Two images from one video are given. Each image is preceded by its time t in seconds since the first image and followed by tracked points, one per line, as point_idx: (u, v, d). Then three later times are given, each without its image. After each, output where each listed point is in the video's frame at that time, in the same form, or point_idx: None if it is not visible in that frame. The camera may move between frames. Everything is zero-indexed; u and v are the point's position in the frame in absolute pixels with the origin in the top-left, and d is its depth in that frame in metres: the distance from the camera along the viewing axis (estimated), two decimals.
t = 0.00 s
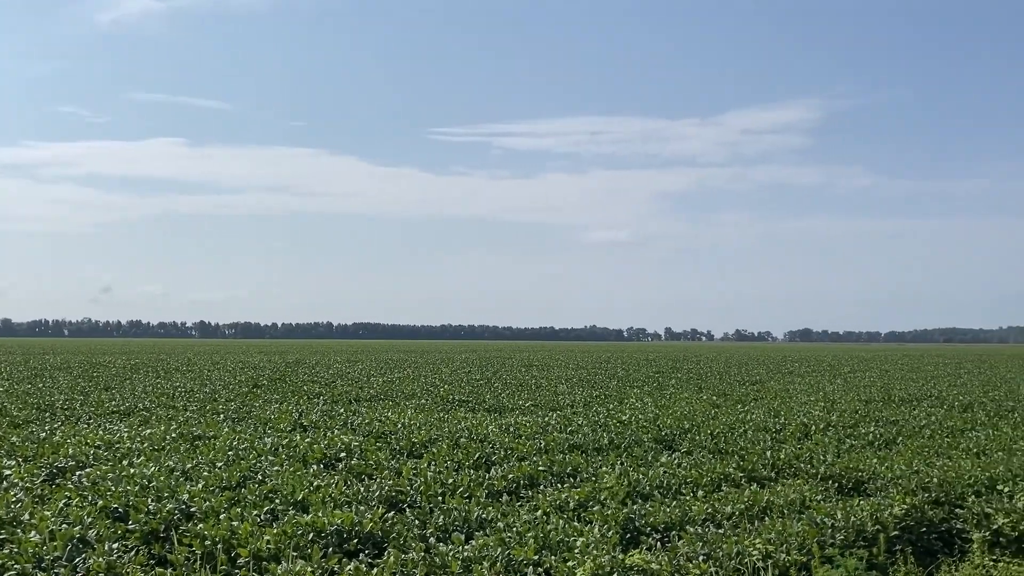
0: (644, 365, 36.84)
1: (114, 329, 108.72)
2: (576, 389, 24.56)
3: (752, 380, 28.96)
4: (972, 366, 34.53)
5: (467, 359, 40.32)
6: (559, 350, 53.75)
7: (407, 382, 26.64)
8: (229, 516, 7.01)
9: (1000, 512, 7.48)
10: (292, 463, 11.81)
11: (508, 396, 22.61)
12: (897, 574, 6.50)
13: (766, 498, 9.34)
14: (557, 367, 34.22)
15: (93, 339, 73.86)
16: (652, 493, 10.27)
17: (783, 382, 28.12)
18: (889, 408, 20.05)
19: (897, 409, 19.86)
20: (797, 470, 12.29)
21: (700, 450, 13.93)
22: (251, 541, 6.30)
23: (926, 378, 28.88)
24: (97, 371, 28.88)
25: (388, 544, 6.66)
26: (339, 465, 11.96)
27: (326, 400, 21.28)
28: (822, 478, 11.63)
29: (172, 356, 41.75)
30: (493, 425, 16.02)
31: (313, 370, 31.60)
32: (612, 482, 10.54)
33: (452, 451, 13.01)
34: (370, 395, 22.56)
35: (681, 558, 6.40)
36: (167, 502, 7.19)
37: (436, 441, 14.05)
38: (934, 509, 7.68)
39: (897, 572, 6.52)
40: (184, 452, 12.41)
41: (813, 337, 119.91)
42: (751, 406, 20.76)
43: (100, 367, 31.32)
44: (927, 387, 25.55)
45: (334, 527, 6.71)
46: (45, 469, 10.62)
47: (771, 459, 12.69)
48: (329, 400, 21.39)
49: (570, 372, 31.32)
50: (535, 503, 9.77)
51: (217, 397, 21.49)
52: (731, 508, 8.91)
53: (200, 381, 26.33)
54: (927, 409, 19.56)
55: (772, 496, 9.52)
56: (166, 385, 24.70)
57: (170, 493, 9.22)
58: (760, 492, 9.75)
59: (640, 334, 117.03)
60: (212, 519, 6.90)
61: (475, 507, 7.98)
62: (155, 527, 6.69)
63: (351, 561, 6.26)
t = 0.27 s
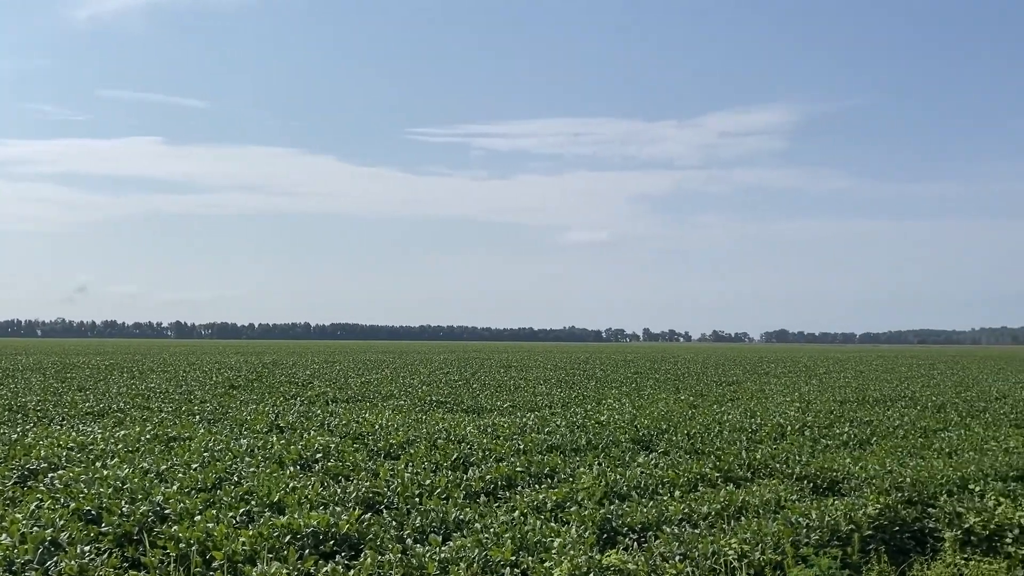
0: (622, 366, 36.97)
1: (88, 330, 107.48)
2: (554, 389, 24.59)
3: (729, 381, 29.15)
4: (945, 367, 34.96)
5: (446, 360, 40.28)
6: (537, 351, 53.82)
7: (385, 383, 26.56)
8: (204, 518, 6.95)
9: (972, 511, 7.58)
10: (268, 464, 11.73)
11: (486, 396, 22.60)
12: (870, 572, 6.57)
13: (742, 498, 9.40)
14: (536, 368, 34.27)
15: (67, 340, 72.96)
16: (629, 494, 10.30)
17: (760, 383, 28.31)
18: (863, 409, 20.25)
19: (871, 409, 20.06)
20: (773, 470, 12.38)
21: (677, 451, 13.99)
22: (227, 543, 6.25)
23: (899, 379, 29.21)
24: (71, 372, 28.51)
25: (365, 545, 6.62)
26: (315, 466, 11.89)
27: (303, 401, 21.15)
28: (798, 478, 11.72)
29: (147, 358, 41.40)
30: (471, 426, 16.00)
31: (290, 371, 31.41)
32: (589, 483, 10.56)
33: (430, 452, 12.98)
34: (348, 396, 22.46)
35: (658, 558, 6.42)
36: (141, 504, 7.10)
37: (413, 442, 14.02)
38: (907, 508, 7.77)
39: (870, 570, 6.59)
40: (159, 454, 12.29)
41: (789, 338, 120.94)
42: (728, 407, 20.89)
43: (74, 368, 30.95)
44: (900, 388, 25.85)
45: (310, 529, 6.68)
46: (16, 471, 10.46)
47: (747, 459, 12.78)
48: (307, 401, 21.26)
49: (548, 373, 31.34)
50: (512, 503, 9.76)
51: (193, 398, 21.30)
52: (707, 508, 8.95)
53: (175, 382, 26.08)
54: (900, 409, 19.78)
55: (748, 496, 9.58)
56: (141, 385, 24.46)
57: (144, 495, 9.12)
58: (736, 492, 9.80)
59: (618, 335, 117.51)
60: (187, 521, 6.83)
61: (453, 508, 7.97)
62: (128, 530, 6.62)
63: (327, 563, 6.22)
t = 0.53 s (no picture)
0: (600, 367, 37.08)
1: (61, 330, 106.13)
2: (533, 390, 24.60)
3: (707, 381, 29.31)
4: (918, 368, 35.36)
5: (424, 361, 40.18)
6: (516, 351, 53.86)
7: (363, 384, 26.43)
8: (179, 520, 6.88)
9: (944, 510, 7.68)
10: (244, 465, 11.64)
11: (464, 397, 22.57)
12: (845, 571, 6.62)
13: (718, 498, 9.45)
14: (515, 368, 34.27)
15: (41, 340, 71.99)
16: (607, 494, 10.33)
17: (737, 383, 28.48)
18: (838, 409, 20.45)
19: (846, 410, 20.25)
20: (749, 470, 12.47)
21: (654, 451, 14.04)
22: (202, 545, 6.19)
23: (874, 380, 29.50)
24: (43, 373, 28.10)
25: (341, 547, 6.57)
26: (292, 468, 11.82)
27: (280, 402, 21.01)
28: (773, 478, 11.80)
29: (121, 358, 40.93)
30: (449, 427, 15.98)
31: (267, 372, 31.19)
32: (566, 483, 10.58)
33: (407, 453, 12.95)
34: (325, 397, 22.33)
35: (635, 558, 6.43)
36: (114, 506, 7.03)
37: (391, 443, 13.97)
38: (881, 508, 7.85)
39: (844, 569, 6.65)
40: (132, 455, 12.16)
41: (766, 339, 121.81)
42: (705, 407, 21.01)
43: (46, 369, 30.55)
44: (874, 388, 26.11)
45: (286, 531, 6.63)
46: None
47: (723, 459, 12.85)
48: (284, 402, 21.12)
49: (527, 374, 31.36)
50: (490, 504, 9.75)
51: (167, 399, 21.08)
52: (684, 508, 8.99)
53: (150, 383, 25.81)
54: (874, 410, 19.99)
55: (724, 496, 9.64)
56: (115, 386, 24.17)
57: (117, 497, 9.02)
58: (712, 492, 9.85)
59: (597, 336, 117.79)
60: (161, 523, 6.77)
61: (430, 509, 7.95)
62: (101, 532, 6.54)
63: (303, 565, 6.18)
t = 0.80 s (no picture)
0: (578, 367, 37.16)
1: (34, 330, 104.77)
2: (511, 390, 24.60)
3: (685, 382, 29.45)
4: (892, 368, 35.74)
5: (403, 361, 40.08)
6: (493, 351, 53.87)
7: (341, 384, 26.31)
8: (153, 522, 6.80)
9: (917, 509, 7.75)
10: (219, 467, 11.53)
11: (442, 398, 22.50)
12: (819, 569, 6.67)
13: (695, 498, 9.49)
14: (493, 369, 34.26)
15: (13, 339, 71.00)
16: (584, 494, 10.35)
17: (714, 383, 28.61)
18: (814, 409, 20.61)
19: (821, 410, 20.43)
20: (725, 469, 12.54)
21: (631, 451, 14.08)
22: (176, 547, 6.11)
23: (848, 380, 29.78)
24: (15, 373, 27.70)
25: (317, 548, 6.52)
26: (268, 469, 11.73)
27: (257, 402, 20.86)
28: (749, 478, 11.87)
29: (94, 358, 40.48)
30: (427, 427, 15.93)
31: (244, 372, 30.95)
32: (544, 483, 10.58)
33: (384, 454, 12.89)
34: (302, 398, 22.20)
35: (612, 558, 6.43)
36: (87, 507, 6.94)
37: (368, 443, 13.90)
38: (855, 506, 7.91)
39: (819, 568, 6.69)
40: (105, 456, 12.01)
41: (744, 339, 122.61)
42: (683, 407, 21.11)
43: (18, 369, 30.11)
44: (849, 389, 26.36)
45: (261, 532, 6.56)
46: None
47: (700, 459, 12.90)
48: (261, 402, 20.97)
49: (505, 374, 31.35)
50: (467, 504, 9.72)
51: (142, 400, 20.85)
52: (661, 508, 9.02)
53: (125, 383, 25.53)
54: (849, 410, 20.17)
55: (701, 495, 9.67)
56: (89, 387, 23.88)
57: (90, 498, 8.91)
58: (689, 492, 9.88)
59: (576, 337, 118.03)
60: (135, 525, 6.69)
61: (407, 510, 7.92)
62: (74, 533, 6.46)
63: (279, 567, 6.11)
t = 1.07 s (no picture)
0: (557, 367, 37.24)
1: (7, 330, 103.36)
2: (490, 390, 24.59)
3: (663, 381, 29.58)
4: (867, 368, 36.08)
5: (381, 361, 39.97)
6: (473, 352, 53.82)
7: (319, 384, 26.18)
8: (127, 523, 6.73)
9: (891, 508, 7.83)
10: (195, 467, 11.43)
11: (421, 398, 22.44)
12: (794, 568, 6.71)
13: (672, 497, 9.53)
14: (472, 369, 34.24)
15: None
16: (562, 494, 10.36)
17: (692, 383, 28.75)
18: (790, 409, 20.77)
19: (798, 410, 20.58)
20: (702, 468, 12.60)
21: (609, 451, 14.11)
22: (150, 548, 6.03)
23: (824, 380, 30.03)
24: None
25: (293, 550, 6.46)
26: (244, 470, 11.63)
27: (234, 402, 20.70)
28: (726, 477, 11.93)
29: (68, 357, 40.03)
30: (405, 428, 15.88)
31: (221, 372, 30.71)
32: (522, 483, 10.57)
33: (362, 454, 12.83)
34: (280, 398, 22.07)
35: (589, 558, 6.42)
36: (59, 509, 6.85)
37: (346, 444, 13.84)
38: (830, 505, 7.98)
39: (794, 566, 6.73)
40: (79, 458, 11.87)
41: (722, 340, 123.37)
42: (661, 407, 21.20)
43: None
44: (825, 389, 26.58)
45: (237, 533, 6.49)
46: None
47: (677, 459, 12.95)
48: (238, 403, 20.82)
49: (484, 374, 31.33)
50: (445, 505, 9.69)
51: (117, 400, 20.63)
52: (638, 508, 9.04)
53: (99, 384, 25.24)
54: (825, 410, 20.33)
55: (677, 495, 9.71)
56: (63, 387, 23.60)
57: (63, 500, 8.79)
58: (666, 491, 9.91)
59: (555, 337, 118.22)
60: (108, 527, 6.61)
61: (385, 511, 7.88)
62: (46, 536, 6.37)
63: (254, 568, 6.05)
